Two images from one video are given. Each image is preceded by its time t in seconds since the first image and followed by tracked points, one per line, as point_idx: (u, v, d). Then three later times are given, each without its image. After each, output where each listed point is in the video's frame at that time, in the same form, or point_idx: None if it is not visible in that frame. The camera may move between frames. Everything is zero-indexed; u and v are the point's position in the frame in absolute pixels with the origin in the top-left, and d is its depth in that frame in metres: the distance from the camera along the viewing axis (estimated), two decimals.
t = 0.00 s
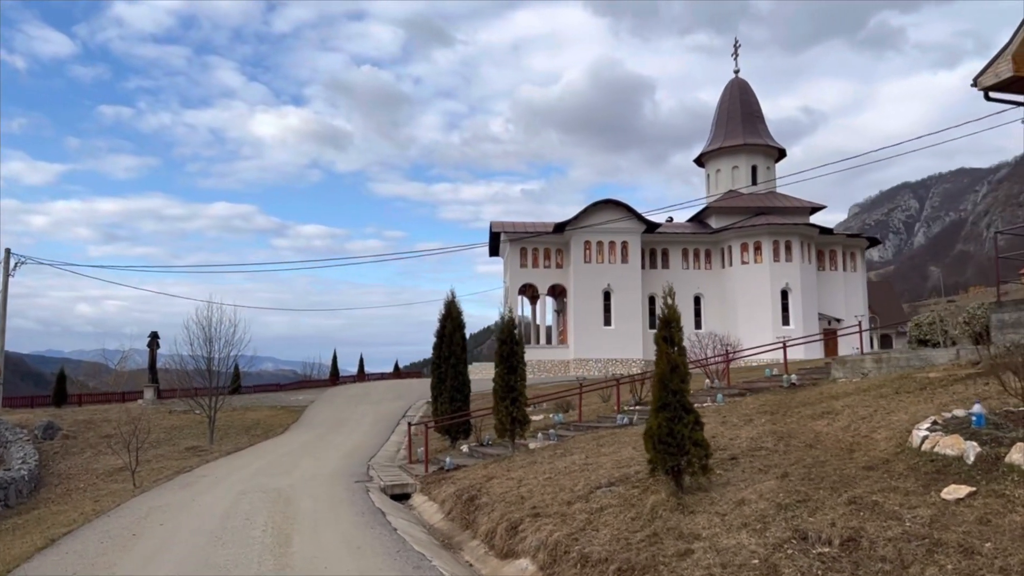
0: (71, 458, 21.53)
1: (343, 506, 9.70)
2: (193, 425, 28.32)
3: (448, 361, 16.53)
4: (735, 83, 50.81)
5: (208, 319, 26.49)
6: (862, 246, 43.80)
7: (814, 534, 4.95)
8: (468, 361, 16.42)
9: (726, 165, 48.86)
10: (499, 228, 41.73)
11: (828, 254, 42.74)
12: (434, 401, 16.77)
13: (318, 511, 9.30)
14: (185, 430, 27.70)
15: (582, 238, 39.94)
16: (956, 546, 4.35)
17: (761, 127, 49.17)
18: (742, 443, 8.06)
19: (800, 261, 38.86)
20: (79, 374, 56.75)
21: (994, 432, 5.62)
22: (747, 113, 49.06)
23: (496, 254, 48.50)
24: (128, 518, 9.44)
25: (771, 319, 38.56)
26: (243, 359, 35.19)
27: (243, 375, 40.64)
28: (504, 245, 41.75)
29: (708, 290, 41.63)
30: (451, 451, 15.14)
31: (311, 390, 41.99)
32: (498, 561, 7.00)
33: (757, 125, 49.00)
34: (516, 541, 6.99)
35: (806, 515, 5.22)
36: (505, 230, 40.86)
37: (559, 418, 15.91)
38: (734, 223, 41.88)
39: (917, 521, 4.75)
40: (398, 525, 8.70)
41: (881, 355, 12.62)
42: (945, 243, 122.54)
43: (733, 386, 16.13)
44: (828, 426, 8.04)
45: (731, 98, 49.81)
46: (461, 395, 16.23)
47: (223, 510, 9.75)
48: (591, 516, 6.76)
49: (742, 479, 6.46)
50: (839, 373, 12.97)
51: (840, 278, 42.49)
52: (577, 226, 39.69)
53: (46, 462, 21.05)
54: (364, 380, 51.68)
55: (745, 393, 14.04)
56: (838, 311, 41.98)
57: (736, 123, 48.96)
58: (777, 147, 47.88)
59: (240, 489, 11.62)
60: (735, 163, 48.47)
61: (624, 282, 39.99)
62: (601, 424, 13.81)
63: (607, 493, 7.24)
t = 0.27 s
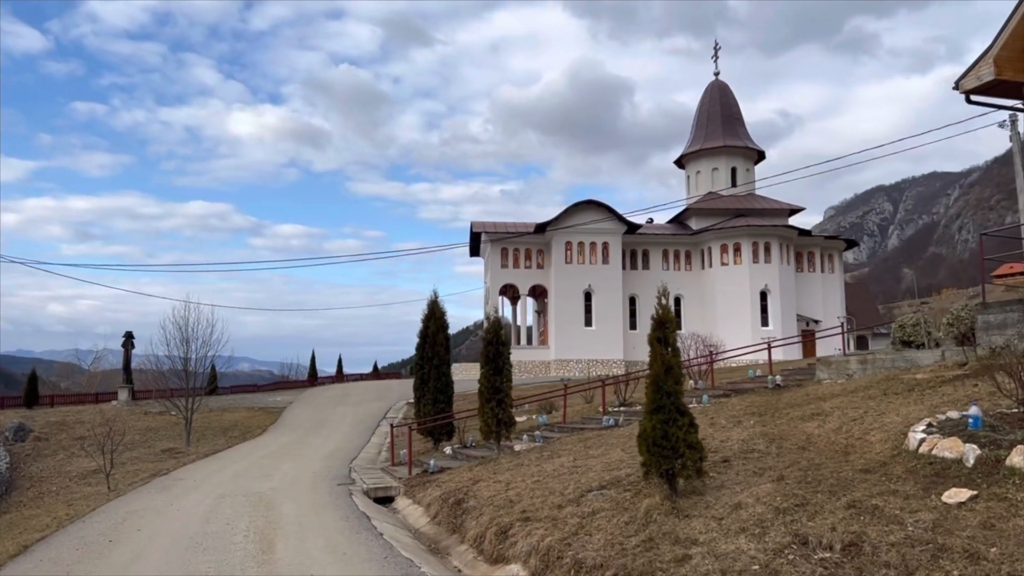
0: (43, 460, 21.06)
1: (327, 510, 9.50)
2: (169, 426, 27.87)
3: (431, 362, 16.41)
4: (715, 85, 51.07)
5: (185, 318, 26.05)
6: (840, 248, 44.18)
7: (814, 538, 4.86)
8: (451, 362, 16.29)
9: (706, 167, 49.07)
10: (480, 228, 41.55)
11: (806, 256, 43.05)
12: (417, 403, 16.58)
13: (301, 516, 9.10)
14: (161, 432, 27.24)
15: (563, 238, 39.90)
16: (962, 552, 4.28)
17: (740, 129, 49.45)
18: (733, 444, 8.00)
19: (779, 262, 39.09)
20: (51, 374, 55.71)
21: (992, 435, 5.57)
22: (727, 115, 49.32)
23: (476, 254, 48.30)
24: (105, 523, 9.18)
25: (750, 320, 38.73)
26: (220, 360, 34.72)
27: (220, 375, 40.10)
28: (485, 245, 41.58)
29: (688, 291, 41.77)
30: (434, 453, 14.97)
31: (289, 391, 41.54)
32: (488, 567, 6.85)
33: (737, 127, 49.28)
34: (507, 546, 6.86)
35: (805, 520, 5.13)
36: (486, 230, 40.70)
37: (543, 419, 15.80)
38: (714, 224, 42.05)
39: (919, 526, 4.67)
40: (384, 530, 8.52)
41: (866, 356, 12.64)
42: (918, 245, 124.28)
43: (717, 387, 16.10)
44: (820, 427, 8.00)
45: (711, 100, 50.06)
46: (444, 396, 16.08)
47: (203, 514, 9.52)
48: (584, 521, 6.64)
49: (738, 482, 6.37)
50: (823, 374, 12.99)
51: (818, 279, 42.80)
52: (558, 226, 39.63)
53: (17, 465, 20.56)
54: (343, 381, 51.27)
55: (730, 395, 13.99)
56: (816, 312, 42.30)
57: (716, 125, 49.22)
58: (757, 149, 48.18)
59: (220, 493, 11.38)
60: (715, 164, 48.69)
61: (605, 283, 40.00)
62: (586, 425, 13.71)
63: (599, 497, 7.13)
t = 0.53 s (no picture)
0: (15, 462, 20.57)
1: (310, 513, 9.29)
2: (144, 427, 27.38)
3: (414, 362, 16.23)
4: (696, 87, 51.27)
5: (162, 317, 25.60)
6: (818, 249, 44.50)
7: (816, 539, 4.77)
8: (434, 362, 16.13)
9: (687, 168, 49.24)
10: (461, 228, 41.33)
11: (785, 256, 43.32)
12: (399, 403, 16.37)
13: (283, 518, 8.89)
14: (137, 433, 26.75)
15: (545, 238, 39.81)
16: (968, 553, 4.20)
17: (720, 130, 49.69)
18: (724, 444, 7.93)
19: (758, 263, 39.28)
20: (23, 374, 54.68)
21: (990, 434, 5.51)
22: (707, 116, 49.53)
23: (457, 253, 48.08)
24: (80, 527, 8.91)
25: (730, 320, 38.87)
26: (197, 359, 34.23)
27: (197, 376, 39.53)
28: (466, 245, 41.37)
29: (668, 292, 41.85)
30: (417, 454, 14.78)
31: (268, 391, 41.06)
32: (478, 570, 6.70)
33: (717, 128, 49.51)
34: (497, 548, 6.71)
35: (805, 520, 5.04)
36: (468, 230, 40.49)
37: (527, 419, 15.67)
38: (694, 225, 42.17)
39: (922, 526, 4.59)
40: (369, 532, 8.34)
41: (851, 355, 12.64)
42: (893, 247, 125.90)
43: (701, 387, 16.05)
44: (811, 427, 7.94)
45: (692, 101, 50.25)
46: (427, 396, 15.92)
47: (182, 517, 9.27)
48: (576, 522, 6.51)
49: (733, 481, 6.28)
50: (809, 374, 12.99)
51: (797, 280, 43.07)
52: (539, 226, 39.52)
53: None
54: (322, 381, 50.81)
55: (716, 395, 13.92)
56: (795, 313, 42.58)
57: (696, 126, 49.41)
58: (736, 151, 48.43)
59: (199, 495, 11.12)
60: (695, 165, 48.87)
61: (587, 283, 39.98)
62: (571, 426, 13.58)
63: (591, 497, 7.01)
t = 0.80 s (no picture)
0: None
1: (295, 517, 9.08)
2: (121, 428, 26.89)
3: (398, 362, 16.02)
4: (678, 87, 51.40)
5: (139, 316, 25.14)
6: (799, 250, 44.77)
7: (822, 546, 4.66)
8: (419, 362, 15.95)
9: (669, 168, 49.33)
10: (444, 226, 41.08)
11: (766, 257, 43.53)
12: (383, 404, 16.16)
13: (267, 523, 8.66)
14: (113, 434, 26.27)
15: (528, 238, 39.67)
16: (980, 560, 4.11)
17: (702, 131, 49.85)
18: (719, 446, 7.83)
19: (740, 263, 39.42)
20: None
21: (992, 436, 5.45)
22: (689, 117, 49.67)
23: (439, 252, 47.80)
24: (56, 533, 8.63)
25: (711, 320, 38.96)
26: (175, 359, 33.71)
27: (174, 375, 38.96)
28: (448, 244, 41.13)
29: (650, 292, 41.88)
30: (402, 456, 14.57)
31: (247, 391, 40.57)
32: None
33: (699, 129, 49.67)
34: (490, 554, 6.54)
35: (809, 526, 4.93)
36: (450, 229, 40.25)
37: (513, 419, 15.53)
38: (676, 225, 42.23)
39: (931, 532, 4.50)
40: (356, 537, 8.14)
41: (839, 356, 12.63)
42: (869, 248, 127.36)
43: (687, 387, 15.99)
44: (806, 429, 7.86)
45: (674, 102, 50.38)
46: (412, 397, 15.72)
47: (162, 522, 9.02)
48: (571, 528, 6.37)
49: (731, 485, 6.16)
50: (796, 374, 12.98)
51: (778, 280, 43.29)
52: (522, 226, 39.37)
53: None
54: (302, 381, 50.32)
55: (702, 396, 13.86)
56: (776, 313, 42.79)
57: (678, 127, 49.54)
58: (718, 151, 48.61)
59: (179, 499, 10.84)
60: (677, 166, 48.98)
61: (569, 283, 39.92)
62: (558, 427, 13.44)
63: (586, 501, 6.87)
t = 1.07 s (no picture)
0: None
1: (285, 522, 8.88)
2: (103, 430, 26.48)
3: (387, 363, 15.82)
4: (665, 88, 51.47)
5: (122, 316, 24.76)
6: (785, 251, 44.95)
7: (833, 554, 4.55)
8: (408, 364, 15.76)
9: (656, 169, 49.37)
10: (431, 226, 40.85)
11: (753, 258, 43.66)
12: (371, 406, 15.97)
13: (257, 528, 8.45)
14: (95, 436, 25.88)
15: (515, 238, 39.54)
16: (999, 569, 4.01)
17: (689, 132, 49.95)
18: (718, 449, 7.72)
19: (726, 264, 39.47)
20: None
21: (1001, 440, 5.37)
22: (676, 118, 49.74)
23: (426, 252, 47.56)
24: (38, 539, 8.38)
25: (698, 321, 39.00)
26: (158, 360, 33.28)
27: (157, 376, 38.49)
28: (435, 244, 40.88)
29: (637, 292, 41.86)
30: (392, 458, 14.40)
31: (231, 392, 40.16)
32: None
33: (686, 130, 49.76)
34: (488, 561, 6.39)
35: (819, 533, 4.82)
36: (437, 229, 40.03)
37: (504, 421, 15.39)
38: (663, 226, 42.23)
39: (946, 540, 4.40)
40: (349, 543, 7.96)
41: (832, 358, 12.60)
42: (852, 249, 128.37)
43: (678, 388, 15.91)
44: (806, 432, 7.77)
45: (661, 103, 50.45)
46: (401, 399, 15.53)
47: (148, 527, 8.79)
48: (571, 535, 6.23)
49: (735, 491, 6.04)
50: (789, 375, 12.95)
51: (764, 281, 43.42)
52: (509, 226, 39.23)
53: None
54: (287, 381, 49.91)
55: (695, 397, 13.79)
56: (762, 314, 42.93)
57: (665, 127, 49.61)
58: (705, 152, 48.72)
59: (165, 504, 10.59)
60: (664, 167, 49.03)
61: (557, 283, 39.82)
62: (550, 429, 13.31)
63: (585, 507, 6.73)
